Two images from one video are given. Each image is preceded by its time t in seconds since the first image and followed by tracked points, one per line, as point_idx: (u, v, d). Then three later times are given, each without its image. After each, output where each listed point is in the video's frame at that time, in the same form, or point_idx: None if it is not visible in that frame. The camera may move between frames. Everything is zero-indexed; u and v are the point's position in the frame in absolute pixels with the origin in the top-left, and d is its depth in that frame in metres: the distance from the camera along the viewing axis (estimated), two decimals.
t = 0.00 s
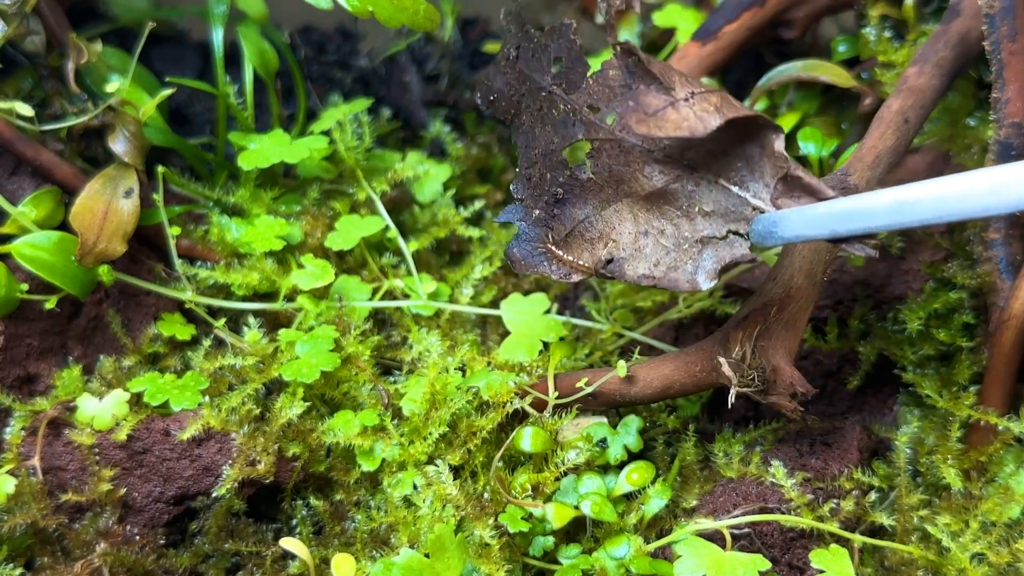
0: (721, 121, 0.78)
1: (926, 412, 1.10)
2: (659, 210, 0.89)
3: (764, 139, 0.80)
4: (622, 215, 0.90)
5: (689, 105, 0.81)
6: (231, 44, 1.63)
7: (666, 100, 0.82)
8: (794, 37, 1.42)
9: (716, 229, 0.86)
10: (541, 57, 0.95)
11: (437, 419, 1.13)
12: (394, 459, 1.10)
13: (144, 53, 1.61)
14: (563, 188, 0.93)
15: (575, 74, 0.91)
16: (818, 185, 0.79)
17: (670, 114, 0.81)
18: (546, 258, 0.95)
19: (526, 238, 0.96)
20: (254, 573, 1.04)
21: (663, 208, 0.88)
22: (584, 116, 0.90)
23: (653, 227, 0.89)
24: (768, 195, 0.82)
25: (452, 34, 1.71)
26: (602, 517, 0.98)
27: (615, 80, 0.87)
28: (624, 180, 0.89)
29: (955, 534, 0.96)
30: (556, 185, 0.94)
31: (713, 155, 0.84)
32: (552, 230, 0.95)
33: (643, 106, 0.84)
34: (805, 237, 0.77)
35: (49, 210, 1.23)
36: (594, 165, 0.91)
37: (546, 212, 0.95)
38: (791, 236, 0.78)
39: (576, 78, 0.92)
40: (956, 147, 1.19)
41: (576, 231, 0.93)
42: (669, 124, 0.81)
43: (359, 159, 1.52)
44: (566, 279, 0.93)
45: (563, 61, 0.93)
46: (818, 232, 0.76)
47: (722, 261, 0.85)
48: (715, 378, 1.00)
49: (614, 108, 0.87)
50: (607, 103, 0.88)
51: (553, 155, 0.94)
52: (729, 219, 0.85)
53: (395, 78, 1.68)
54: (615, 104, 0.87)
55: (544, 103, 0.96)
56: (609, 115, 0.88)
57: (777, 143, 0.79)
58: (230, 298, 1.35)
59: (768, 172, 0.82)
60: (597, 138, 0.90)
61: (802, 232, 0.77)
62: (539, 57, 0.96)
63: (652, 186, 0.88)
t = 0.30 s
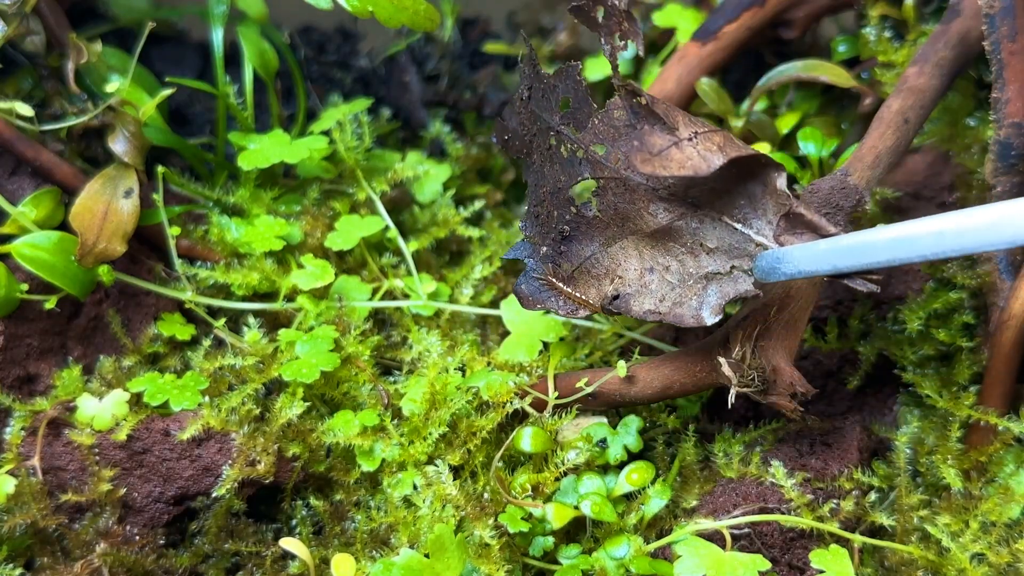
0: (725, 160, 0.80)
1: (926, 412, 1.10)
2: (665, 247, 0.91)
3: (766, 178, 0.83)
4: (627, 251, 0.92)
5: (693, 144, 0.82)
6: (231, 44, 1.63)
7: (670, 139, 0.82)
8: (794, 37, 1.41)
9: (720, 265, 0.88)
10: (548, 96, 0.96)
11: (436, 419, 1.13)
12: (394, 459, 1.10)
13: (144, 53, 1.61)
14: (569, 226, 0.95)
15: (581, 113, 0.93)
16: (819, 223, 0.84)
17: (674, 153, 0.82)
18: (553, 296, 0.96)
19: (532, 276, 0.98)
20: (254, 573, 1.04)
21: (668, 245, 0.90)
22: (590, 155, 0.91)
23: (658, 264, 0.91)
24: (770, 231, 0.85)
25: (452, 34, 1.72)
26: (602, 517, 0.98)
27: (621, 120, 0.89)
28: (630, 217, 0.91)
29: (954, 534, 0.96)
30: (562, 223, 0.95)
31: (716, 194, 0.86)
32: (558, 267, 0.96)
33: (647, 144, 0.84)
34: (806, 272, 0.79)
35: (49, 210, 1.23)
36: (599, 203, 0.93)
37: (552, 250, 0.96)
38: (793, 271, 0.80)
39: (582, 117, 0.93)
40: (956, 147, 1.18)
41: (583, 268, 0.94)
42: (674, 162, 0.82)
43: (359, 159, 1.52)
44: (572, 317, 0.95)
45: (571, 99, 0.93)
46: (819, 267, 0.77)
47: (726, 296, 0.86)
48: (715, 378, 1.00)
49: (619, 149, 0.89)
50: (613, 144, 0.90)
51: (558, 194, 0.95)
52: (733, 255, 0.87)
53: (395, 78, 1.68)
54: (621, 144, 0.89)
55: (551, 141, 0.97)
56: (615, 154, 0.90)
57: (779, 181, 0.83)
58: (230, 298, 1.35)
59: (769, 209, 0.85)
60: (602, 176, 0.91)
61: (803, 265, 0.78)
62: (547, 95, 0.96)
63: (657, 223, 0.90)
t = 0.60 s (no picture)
0: (695, 200, 0.88)
1: (926, 412, 1.10)
2: (637, 285, 0.98)
3: (735, 217, 0.90)
4: (602, 289, 1.00)
5: (664, 184, 0.89)
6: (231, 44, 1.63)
7: (642, 179, 0.90)
8: (795, 37, 1.41)
9: (689, 301, 0.95)
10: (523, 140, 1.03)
11: (436, 419, 1.13)
12: (394, 459, 1.10)
13: (144, 53, 1.61)
14: (545, 265, 1.02)
15: (554, 156, 1.00)
16: (789, 260, 0.88)
17: (646, 193, 0.89)
18: (527, 333, 1.04)
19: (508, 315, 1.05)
20: (254, 573, 1.04)
21: (641, 283, 0.98)
22: (564, 198, 0.99)
23: (632, 301, 0.99)
24: (741, 270, 0.91)
25: (451, 34, 1.72)
26: (603, 517, 0.98)
27: (593, 160, 0.96)
28: (604, 256, 0.99)
29: (955, 534, 0.96)
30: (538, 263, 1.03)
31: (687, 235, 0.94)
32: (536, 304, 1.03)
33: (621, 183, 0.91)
34: (777, 309, 0.82)
35: (49, 210, 1.23)
36: (574, 243, 1.00)
37: (528, 287, 1.04)
38: (763, 309, 0.83)
39: (556, 159, 1.00)
40: (956, 147, 1.18)
41: (559, 304, 1.02)
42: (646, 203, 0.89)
43: (359, 159, 1.52)
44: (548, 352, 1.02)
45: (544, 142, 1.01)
46: (791, 304, 0.80)
47: (698, 333, 0.92)
48: (715, 379, 0.99)
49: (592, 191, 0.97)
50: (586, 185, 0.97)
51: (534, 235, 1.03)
52: (705, 292, 0.94)
53: (395, 78, 1.68)
54: (593, 184, 0.96)
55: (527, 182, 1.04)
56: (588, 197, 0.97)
57: (750, 220, 0.89)
58: (230, 298, 1.35)
59: (739, 249, 0.92)
60: (576, 218, 0.99)
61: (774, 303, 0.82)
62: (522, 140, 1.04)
63: (631, 262, 0.98)
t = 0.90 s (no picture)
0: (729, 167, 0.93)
1: (926, 411, 1.10)
2: (708, 296, 0.96)
3: (773, 175, 0.93)
4: (692, 313, 0.98)
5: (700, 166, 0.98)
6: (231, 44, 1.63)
7: (678, 167, 0.99)
8: (795, 36, 1.41)
9: (754, 282, 0.91)
10: (560, 234, 1.12)
11: (436, 419, 1.13)
12: (394, 458, 1.10)
13: (144, 53, 1.61)
14: (636, 316, 1.03)
15: (593, 224, 1.07)
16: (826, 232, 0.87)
17: (687, 177, 0.98)
18: (629, 388, 1.01)
19: (607, 376, 1.04)
20: (254, 572, 1.04)
21: (712, 291, 0.96)
22: (611, 249, 1.05)
23: (711, 308, 0.95)
24: (801, 227, 0.89)
25: (452, 34, 1.72)
26: (603, 516, 0.98)
27: (631, 204, 1.04)
28: (673, 282, 1.00)
29: (954, 533, 0.96)
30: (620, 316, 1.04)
31: (729, 226, 0.96)
32: (602, 358, 1.05)
33: (659, 180, 1.01)
34: (846, 210, 0.83)
35: (50, 210, 1.23)
36: (650, 283, 1.02)
37: (608, 342, 1.05)
38: (834, 212, 0.84)
39: (594, 226, 1.07)
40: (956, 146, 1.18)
41: (637, 356, 1.01)
42: (688, 181, 0.98)
43: (359, 159, 1.52)
44: (652, 398, 0.98)
45: (581, 219, 1.09)
46: (861, 201, 0.82)
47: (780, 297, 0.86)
48: (716, 379, 1.00)
49: (635, 227, 1.04)
50: (628, 226, 1.04)
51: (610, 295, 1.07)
52: (769, 269, 0.91)
53: (395, 78, 1.68)
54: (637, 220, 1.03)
55: (569, 275, 1.10)
56: (633, 236, 1.04)
57: (789, 173, 0.92)
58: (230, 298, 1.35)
59: (793, 210, 0.91)
60: (631, 259, 1.04)
61: (836, 205, 0.84)
62: (558, 259, 1.12)
63: (694, 275, 0.98)
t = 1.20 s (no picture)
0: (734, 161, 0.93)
1: (926, 411, 1.10)
2: (711, 291, 0.97)
3: (777, 171, 0.95)
4: (695, 308, 0.99)
5: (704, 161, 0.98)
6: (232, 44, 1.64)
7: (683, 162, 0.99)
8: (794, 36, 1.41)
9: (758, 276, 0.93)
10: (563, 229, 1.12)
11: (436, 419, 1.13)
12: (394, 458, 1.10)
13: (144, 52, 1.61)
14: (638, 310, 1.03)
15: (598, 219, 1.08)
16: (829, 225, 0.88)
17: (690, 172, 0.98)
18: (630, 382, 1.00)
19: (608, 370, 1.03)
20: (254, 572, 1.04)
21: (715, 286, 0.97)
22: (615, 244, 1.06)
23: (715, 302, 0.96)
24: (805, 223, 0.91)
25: (452, 34, 1.72)
26: (603, 516, 0.98)
27: (635, 199, 1.05)
28: (676, 276, 1.01)
29: (954, 533, 0.97)
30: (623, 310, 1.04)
31: (733, 222, 0.97)
32: (603, 352, 1.05)
33: (663, 174, 1.00)
34: (849, 206, 0.84)
35: (50, 210, 1.23)
36: (652, 278, 1.03)
37: (609, 335, 1.05)
38: (837, 208, 0.85)
39: (598, 222, 1.08)
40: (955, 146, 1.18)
41: (638, 349, 1.01)
42: (692, 176, 0.98)
43: (359, 159, 1.51)
44: (653, 392, 0.98)
45: (585, 215, 1.09)
46: (864, 197, 0.83)
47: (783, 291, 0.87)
48: (716, 378, 1.00)
49: (639, 222, 1.04)
50: (632, 222, 1.05)
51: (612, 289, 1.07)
52: (772, 264, 0.92)
53: (395, 78, 1.68)
54: (641, 215, 1.04)
55: (572, 270, 1.10)
56: (637, 231, 1.04)
57: (792, 169, 0.94)
58: (230, 298, 1.35)
59: (796, 206, 0.93)
60: (634, 254, 1.04)
61: (841, 200, 0.85)
62: (561, 255, 1.12)
63: (698, 269, 0.99)
